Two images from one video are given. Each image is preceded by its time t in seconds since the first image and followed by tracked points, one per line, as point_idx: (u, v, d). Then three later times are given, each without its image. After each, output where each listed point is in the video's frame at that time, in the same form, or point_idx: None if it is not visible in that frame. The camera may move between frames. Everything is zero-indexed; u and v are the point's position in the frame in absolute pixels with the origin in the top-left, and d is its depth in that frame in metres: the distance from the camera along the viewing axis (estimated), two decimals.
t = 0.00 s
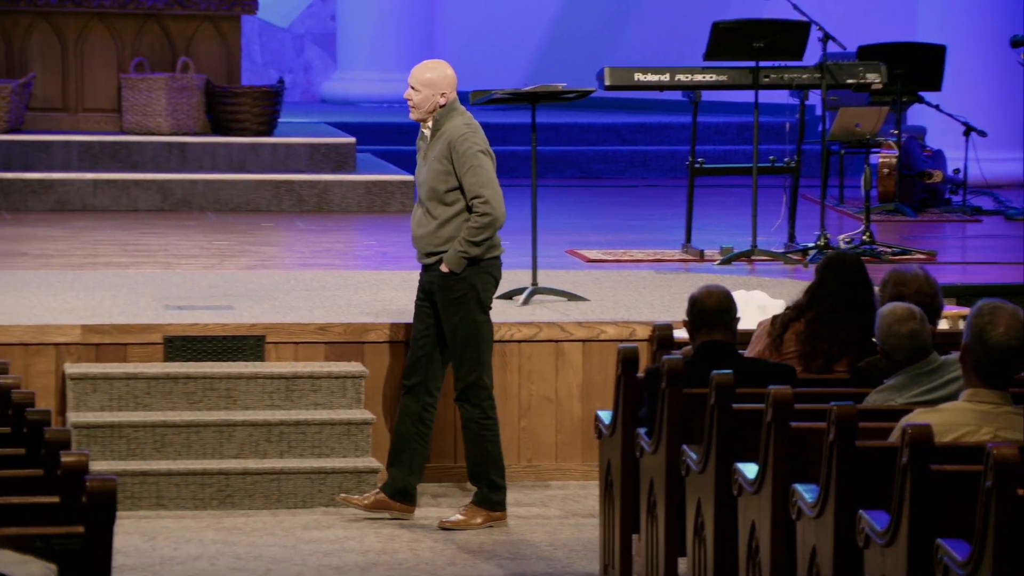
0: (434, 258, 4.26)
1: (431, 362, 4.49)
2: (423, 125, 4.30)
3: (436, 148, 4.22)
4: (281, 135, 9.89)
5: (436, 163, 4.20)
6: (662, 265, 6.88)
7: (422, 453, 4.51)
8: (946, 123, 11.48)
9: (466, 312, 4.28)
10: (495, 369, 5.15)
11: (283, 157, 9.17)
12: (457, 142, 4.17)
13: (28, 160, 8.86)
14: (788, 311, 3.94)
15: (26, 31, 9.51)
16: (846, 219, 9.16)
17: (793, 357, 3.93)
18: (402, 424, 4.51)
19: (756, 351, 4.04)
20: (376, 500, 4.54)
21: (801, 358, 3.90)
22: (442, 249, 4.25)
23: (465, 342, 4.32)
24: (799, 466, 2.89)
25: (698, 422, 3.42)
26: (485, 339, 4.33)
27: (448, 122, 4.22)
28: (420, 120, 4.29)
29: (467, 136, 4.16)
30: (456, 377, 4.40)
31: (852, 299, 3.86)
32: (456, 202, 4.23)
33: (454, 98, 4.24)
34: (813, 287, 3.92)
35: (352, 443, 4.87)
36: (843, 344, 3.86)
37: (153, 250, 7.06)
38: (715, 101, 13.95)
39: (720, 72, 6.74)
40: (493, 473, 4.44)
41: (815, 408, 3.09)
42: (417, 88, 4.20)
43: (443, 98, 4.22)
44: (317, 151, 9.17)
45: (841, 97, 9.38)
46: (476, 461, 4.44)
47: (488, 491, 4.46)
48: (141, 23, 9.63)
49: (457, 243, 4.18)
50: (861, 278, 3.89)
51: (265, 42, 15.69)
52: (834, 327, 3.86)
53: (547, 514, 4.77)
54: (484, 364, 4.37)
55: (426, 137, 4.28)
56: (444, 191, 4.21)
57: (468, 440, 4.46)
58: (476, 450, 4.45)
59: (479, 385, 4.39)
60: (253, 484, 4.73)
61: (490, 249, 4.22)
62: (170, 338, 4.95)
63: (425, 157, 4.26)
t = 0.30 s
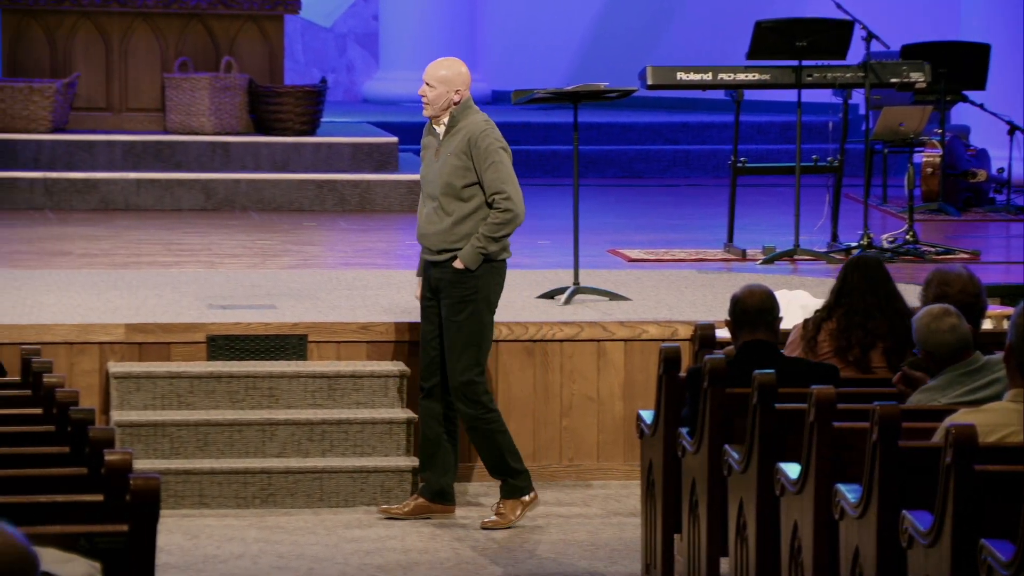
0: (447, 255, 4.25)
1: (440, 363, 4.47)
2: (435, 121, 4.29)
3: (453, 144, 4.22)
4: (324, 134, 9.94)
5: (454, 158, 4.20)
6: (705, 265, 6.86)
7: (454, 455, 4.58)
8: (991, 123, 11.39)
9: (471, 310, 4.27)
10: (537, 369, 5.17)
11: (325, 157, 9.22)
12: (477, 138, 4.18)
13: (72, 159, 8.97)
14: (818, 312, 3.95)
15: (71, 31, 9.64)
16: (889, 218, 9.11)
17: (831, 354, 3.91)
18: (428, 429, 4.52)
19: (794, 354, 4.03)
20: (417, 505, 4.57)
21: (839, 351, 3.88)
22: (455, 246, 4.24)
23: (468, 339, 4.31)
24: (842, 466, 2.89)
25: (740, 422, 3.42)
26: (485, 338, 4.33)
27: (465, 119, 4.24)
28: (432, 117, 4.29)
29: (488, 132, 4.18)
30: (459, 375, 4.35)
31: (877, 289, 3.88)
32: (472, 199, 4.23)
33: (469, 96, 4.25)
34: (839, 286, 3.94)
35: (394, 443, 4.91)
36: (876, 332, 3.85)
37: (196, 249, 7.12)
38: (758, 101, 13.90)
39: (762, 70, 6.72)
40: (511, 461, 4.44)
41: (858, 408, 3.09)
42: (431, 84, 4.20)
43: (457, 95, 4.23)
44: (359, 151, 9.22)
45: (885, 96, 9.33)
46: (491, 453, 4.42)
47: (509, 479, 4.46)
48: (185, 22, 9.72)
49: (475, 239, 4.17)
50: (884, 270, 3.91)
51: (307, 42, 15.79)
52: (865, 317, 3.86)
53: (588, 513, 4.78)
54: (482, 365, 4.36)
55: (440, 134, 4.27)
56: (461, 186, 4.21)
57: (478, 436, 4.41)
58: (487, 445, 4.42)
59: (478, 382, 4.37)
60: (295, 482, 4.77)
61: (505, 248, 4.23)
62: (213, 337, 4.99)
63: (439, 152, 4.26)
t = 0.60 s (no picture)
0: (447, 252, 4.25)
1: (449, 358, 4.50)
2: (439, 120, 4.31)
3: (456, 142, 4.23)
4: (352, 134, 9.96)
5: (456, 155, 4.21)
6: (733, 265, 6.85)
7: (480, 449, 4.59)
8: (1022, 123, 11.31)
9: (461, 301, 4.28)
10: (565, 369, 5.17)
11: (354, 157, 9.23)
12: (481, 136, 4.19)
13: (102, 159, 9.02)
14: (846, 312, 3.94)
15: (101, 32, 9.71)
16: (919, 218, 9.06)
17: (857, 354, 3.89)
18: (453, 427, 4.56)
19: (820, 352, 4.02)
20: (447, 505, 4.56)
21: (866, 350, 3.86)
22: (456, 243, 4.24)
23: (453, 330, 4.32)
24: (871, 466, 2.88)
25: (769, 423, 3.42)
26: (475, 332, 4.33)
27: (468, 117, 4.24)
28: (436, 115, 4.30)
29: (491, 130, 4.19)
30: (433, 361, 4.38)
31: (903, 290, 3.89)
32: (474, 197, 4.23)
33: (472, 95, 4.26)
34: (865, 286, 3.94)
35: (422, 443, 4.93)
36: (902, 330, 3.85)
37: (225, 249, 7.16)
38: (787, 100, 13.87)
39: (792, 70, 6.70)
40: (460, 466, 4.46)
41: (887, 409, 3.09)
42: (435, 83, 4.20)
43: (461, 94, 4.23)
44: (388, 151, 9.24)
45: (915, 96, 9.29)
46: (444, 454, 4.46)
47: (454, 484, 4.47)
48: (215, 22, 9.77)
49: (477, 235, 4.17)
50: (910, 271, 3.92)
51: (337, 42, 15.88)
52: (892, 316, 3.86)
53: (616, 513, 4.78)
54: (465, 359, 4.37)
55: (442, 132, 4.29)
56: (462, 184, 4.23)
57: (438, 431, 4.45)
58: (444, 442, 4.45)
59: (452, 373, 4.38)
60: (324, 482, 4.79)
61: (506, 247, 4.23)
62: (242, 337, 5.02)
63: (441, 150, 4.27)
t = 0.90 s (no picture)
0: (439, 254, 4.20)
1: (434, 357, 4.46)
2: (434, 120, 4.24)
3: (448, 144, 4.17)
4: (371, 133, 9.98)
5: (448, 157, 4.15)
6: (753, 264, 6.84)
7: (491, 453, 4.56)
8: None
9: (451, 303, 4.22)
10: (584, 368, 5.17)
11: (374, 156, 9.26)
12: (472, 138, 4.11)
13: (122, 159, 9.07)
14: (867, 312, 3.93)
15: (121, 32, 9.76)
16: (939, 218, 9.04)
17: (877, 353, 3.88)
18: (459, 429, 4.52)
19: (840, 353, 4.01)
20: (464, 505, 4.58)
21: (886, 350, 3.86)
22: (447, 245, 4.19)
23: (445, 332, 4.26)
24: (890, 466, 2.88)
25: (788, 423, 3.41)
26: (467, 336, 4.27)
27: (462, 119, 4.17)
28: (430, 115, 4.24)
29: (482, 132, 4.11)
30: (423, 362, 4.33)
31: (923, 289, 3.87)
32: (466, 199, 4.17)
33: (466, 96, 4.19)
34: (886, 286, 3.92)
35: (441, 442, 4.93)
36: (922, 329, 3.84)
37: (244, 249, 7.18)
38: (808, 100, 13.84)
39: (812, 69, 6.69)
40: (409, 466, 4.37)
41: (907, 409, 3.08)
42: (428, 83, 4.14)
43: (455, 94, 4.16)
44: (407, 150, 9.27)
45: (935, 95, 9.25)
46: (401, 450, 4.37)
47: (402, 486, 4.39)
48: (234, 22, 9.82)
49: (466, 239, 4.11)
50: (931, 270, 3.90)
51: (356, 42, 16.00)
52: (912, 316, 3.85)
53: (635, 513, 4.78)
54: (454, 365, 4.31)
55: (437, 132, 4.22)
56: (454, 186, 4.16)
57: (405, 425, 4.37)
58: (407, 439, 4.37)
59: (438, 378, 4.32)
60: (343, 481, 4.80)
61: (497, 248, 4.16)
62: (261, 336, 5.03)
63: (436, 151, 4.21)
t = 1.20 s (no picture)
0: (424, 255, 4.16)
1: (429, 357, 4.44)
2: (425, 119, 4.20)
3: (437, 145, 4.12)
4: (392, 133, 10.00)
5: (436, 158, 4.10)
6: (774, 264, 6.83)
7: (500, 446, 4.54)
8: None
9: (435, 305, 4.19)
10: (605, 368, 5.18)
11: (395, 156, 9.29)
12: (459, 140, 4.06)
13: (144, 158, 9.11)
14: (888, 311, 3.93)
15: (143, 31, 9.80)
16: (961, 218, 9.01)
17: (900, 354, 3.88)
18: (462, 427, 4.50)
19: (862, 353, 4.00)
20: (479, 506, 4.59)
21: (909, 350, 3.86)
22: (431, 245, 4.14)
23: (434, 336, 4.24)
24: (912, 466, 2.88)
25: (810, 422, 3.42)
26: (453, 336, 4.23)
27: (451, 119, 4.12)
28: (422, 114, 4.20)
29: (470, 135, 4.06)
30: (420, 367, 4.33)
31: (945, 289, 3.85)
32: (451, 200, 4.12)
33: (458, 97, 4.14)
34: (908, 284, 3.91)
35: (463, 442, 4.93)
36: (945, 330, 3.83)
37: (266, 248, 7.21)
38: (830, 99, 13.80)
39: (833, 69, 6.68)
40: (418, 474, 4.38)
41: (929, 409, 3.08)
42: (421, 81, 4.10)
43: (446, 95, 4.12)
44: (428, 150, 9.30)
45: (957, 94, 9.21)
46: (406, 457, 4.36)
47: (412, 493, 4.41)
48: (256, 23, 9.85)
49: (449, 240, 4.07)
50: (953, 268, 3.88)
51: (377, 41, 16.25)
52: (935, 316, 3.84)
53: (656, 513, 4.78)
54: (448, 367, 4.28)
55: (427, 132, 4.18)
56: (440, 187, 4.12)
57: (409, 434, 4.37)
58: (411, 447, 4.37)
59: (434, 382, 4.31)
60: (363, 480, 4.81)
61: (482, 250, 4.11)
62: (283, 335, 5.05)
63: (425, 151, 4.17)
